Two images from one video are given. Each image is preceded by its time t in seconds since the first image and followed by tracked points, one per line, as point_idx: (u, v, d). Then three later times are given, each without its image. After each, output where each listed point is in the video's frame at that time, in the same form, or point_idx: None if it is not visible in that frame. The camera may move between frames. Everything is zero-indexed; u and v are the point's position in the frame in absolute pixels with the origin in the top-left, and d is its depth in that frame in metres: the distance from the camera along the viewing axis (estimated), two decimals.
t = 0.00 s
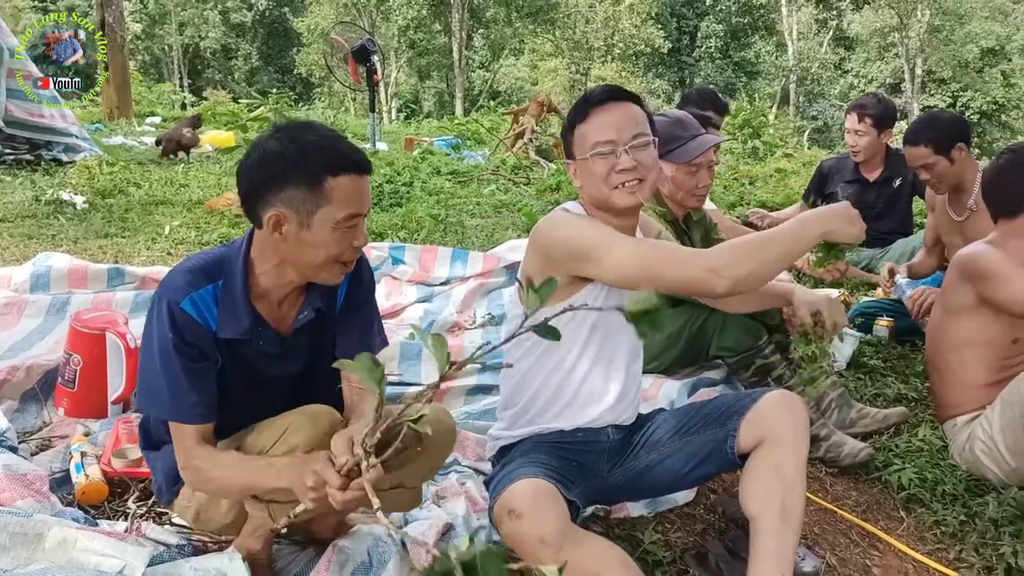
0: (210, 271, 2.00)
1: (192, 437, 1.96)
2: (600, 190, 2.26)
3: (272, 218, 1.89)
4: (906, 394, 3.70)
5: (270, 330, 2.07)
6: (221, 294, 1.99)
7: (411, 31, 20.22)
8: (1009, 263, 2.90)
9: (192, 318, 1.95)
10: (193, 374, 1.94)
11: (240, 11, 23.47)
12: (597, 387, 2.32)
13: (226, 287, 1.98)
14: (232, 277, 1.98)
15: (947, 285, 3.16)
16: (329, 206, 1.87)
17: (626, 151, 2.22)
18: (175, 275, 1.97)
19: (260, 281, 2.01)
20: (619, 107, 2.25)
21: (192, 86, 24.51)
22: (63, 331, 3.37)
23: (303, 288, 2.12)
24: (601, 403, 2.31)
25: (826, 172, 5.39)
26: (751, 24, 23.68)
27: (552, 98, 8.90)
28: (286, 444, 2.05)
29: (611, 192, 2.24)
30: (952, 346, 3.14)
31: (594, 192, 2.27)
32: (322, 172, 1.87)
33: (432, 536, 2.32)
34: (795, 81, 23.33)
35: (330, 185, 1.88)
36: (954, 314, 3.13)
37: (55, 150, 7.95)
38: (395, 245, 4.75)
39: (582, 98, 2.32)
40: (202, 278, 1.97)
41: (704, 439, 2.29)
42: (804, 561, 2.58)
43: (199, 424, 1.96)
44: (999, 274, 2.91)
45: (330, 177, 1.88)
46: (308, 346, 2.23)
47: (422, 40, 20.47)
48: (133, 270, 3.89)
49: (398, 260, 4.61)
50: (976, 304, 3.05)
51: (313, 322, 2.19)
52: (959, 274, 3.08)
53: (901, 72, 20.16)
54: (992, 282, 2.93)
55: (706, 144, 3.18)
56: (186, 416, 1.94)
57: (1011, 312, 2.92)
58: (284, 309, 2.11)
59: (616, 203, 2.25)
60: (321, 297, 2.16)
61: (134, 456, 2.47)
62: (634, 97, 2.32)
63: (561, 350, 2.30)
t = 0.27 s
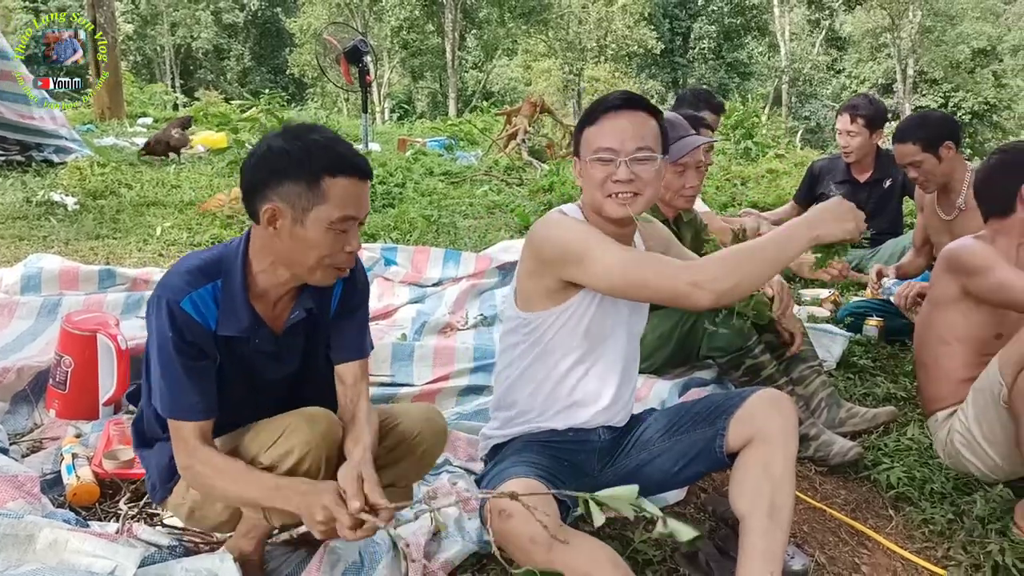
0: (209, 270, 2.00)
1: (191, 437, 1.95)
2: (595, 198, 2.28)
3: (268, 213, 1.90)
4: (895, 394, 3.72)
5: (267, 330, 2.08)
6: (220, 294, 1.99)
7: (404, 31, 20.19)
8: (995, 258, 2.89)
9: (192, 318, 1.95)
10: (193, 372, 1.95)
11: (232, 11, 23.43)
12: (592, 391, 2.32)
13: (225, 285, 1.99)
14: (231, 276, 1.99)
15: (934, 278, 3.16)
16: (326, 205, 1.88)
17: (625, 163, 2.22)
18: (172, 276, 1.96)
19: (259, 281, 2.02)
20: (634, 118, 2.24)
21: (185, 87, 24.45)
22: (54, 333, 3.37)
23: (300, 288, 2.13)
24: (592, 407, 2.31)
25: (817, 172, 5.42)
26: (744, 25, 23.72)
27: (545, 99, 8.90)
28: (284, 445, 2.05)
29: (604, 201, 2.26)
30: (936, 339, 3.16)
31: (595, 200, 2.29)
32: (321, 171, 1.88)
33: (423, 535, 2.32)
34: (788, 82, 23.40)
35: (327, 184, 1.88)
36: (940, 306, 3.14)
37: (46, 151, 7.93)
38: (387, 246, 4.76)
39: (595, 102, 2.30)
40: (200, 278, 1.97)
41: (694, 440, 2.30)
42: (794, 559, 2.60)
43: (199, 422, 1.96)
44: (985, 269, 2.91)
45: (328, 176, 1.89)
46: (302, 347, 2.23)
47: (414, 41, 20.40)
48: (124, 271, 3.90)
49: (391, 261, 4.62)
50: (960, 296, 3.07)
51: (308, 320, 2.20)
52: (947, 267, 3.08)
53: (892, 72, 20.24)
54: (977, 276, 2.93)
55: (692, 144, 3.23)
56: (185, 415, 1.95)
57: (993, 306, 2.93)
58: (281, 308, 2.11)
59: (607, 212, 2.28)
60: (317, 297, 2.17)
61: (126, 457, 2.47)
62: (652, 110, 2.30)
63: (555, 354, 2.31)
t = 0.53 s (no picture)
0: (213, 263, 2.05)
1: (194, 427, 1.97)
2: (581, 187, 2.27)
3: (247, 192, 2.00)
4: (887, 395, 3.74)
5: (269, 324, 2.11)
6: (224, 286, 2.04)
7: (398, 33, 20.17)
8: (985, 269, 2.88)
9: (196, 309, 1.99)
10: (195, 362, 1.98)
11: (227, 13, 23.40)
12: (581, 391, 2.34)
13: (229, 278, 2.03)
14: (234, 269, 2.04)
15: (925, 285, 3.17)
16: (289, 189, 1.91)
17: (609, 150, 2.24)
18: (178, 268, 2.01)
19: (259, 275, 2.05)
20: (612, 110, 2.27)
21: (179, 89, 24.41)
22: (48, 336, 3.38)
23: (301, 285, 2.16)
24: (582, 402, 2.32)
25: (810, 175, 5.44)
26: (738, 27, 23.75)
27: (540, 101, 8.90)
28: (284, 451, 2.07)
29: (589, 189, 2.26)
30: (927, 344, 3.18)
31: (578, 190, 2.29)
32: (289, 157, 1.93)
33: (417, 537, 2.35)
34: (782, 84, 23.45)
35: (293, 171, 1.92)
36: (931, 313, 3.15)
37: (39, 154, 7.92)
38: (382, 248, 4.77)
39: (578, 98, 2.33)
40: (206, 270, 2.03)
41: (685, 441, 2.32)
42: (785, 560, 2.62)
43: (201, 413, 1.98)
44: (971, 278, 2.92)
45: (295, 163, 1.93)
46: (302, 345, 2.24)
47: (409, 43, 20.44)
48: (118, 274, 3.91)
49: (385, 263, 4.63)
50: (950, 305, 3.07)
51: (310, 321, 2.23)
52: (937, 275, 3.08)
53: (886, 74, 20.29)
54: (965, 286, 2.93)
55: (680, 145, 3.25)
56: (188, 404, 1.97)
57: (980, 317, 2.94)
58: (283, 306, 2.14)
59: (594, 199, 2.27)
60: (318, 295, 2.20)
61: (120, 461, 2.48)
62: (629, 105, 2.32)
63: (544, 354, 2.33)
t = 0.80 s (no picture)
0: (207, 258, 2.07)
1: (182, 416, 1.98)
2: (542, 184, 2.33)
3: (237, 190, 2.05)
4: (877, 393, 3.77)
5: (259, 319, 2.12)
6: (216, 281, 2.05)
7: (390, 34, 20.13)
8: (984, 278, 2.90)
9: (188, 300, 2.00)
10: (185, 352, 1.99)
11: (218, 15, 23.35)
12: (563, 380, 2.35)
13: (220, 272, 2.05)
14: (225, 264, 2.05)
15: (925, 287, 3.18)
16: (273, 179, 1.95)
17: (564, 149, 2.27)
18: (172, 262, 2.03)
19: (251, 269, 2.06)
20: (574, 108, 2.30)
21: (170, 91, 24.33)
22: (40, 338, 3.38)
23: (294, 281, 2.17)
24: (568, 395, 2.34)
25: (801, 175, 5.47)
26: (730, 28, 23.79)
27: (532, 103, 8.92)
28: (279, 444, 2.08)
29: (550, 186, 2.31)
30: (923, 345, 3.21)
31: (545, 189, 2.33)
32: (275, 151, 1.98)
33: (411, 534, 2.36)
34: (774, 84, 23.51)
35: (277, 163, 1.97)
36: (928, 316, 3.17)
37: (31, 156, 7.89)
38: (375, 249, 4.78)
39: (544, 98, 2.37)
40: (199, 264, 2.04)
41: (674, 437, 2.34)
42: (776, 556, 2.64)
43: (189, 401, 1.99)
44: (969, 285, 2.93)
45: (279, 156, 1.97)
46: (293, 342, 2.25)
47: (402, 43, 20.38)
48: (110, 276, 3.91)
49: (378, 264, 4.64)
50: (950, 311, 3.08)
51: (303, 318, 2.23)
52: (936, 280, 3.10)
53: (877, 74, 20.37)
54: (965, 294, 2.94)
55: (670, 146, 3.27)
56: (174, 394, 1.97)
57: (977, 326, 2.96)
58: (275, 299, 2.15)
59: (554, 197, 2.31)
60: (311, 291, 2.20)
61: (114, 461, 2.48)
62: (593, 101, 2.35)
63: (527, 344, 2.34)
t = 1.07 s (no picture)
0: (194, 274, 2.07)
1: (175, 435, 1.98)
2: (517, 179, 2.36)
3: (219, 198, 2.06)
4: (861, 386, 3.83)
5: (247, 332, 2.13)
6: (204, 296, 2.06)
7: (375, 32, 20.08)
8: (973, 277, 2.90)
9: (177, 317, 2.00)
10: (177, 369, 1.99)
11: (202, 13, 23.21)
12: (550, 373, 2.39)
13: (208, 289, 2.05)
14: (213, 279, 2.06)
15: (914, 285, 3.19)
16: (251, 185, 1.96)
17: (536, 145, 2.30)
18: (159, 279, 2.04)
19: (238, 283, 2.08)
20: (551, 105, 2.33)
21: (154, 89, 24.16)
22: (28, 336, 3.37)
23: (279, 292, 2.18)
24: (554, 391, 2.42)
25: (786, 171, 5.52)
26: (714, 25, 23.86)
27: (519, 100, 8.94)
28: (268, 441, 2.09)
29: (524, 182, 2.35)
30: (908, 341, 3.25)
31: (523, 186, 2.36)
32: (250, 158, 2.00)
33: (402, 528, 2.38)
34: (758, 81, 23.63)
35: (254, 170, 1.98)
36: (913, 313, 3.20)
37: (15, 155, 7.84)
38: (363, 246, 4.80)
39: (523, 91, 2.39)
40: (187, 280, 2.04)
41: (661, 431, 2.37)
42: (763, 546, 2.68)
43: (183, 419, 1.99)
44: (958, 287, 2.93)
45: (256, 161, 1.99)
46: (279, 356, 2.26)
47: (387, 41, 20.38)
48: (98, 275, 3.91)
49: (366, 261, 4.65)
50: (937, 311, 3.10)
51: (289, 331, 2.24)
52: (925, 278, 3.10)
53: (860, 71, 20.51)
54: (954, 295, 2.94)
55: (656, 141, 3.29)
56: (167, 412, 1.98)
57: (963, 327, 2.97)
58: (261, 313, 2.16)
59: (528, 193, 2.35)
60: (297, 303, 2.21)
61: (105, 458, 2.49)
62: (571, 98, 2.37)
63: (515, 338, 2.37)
